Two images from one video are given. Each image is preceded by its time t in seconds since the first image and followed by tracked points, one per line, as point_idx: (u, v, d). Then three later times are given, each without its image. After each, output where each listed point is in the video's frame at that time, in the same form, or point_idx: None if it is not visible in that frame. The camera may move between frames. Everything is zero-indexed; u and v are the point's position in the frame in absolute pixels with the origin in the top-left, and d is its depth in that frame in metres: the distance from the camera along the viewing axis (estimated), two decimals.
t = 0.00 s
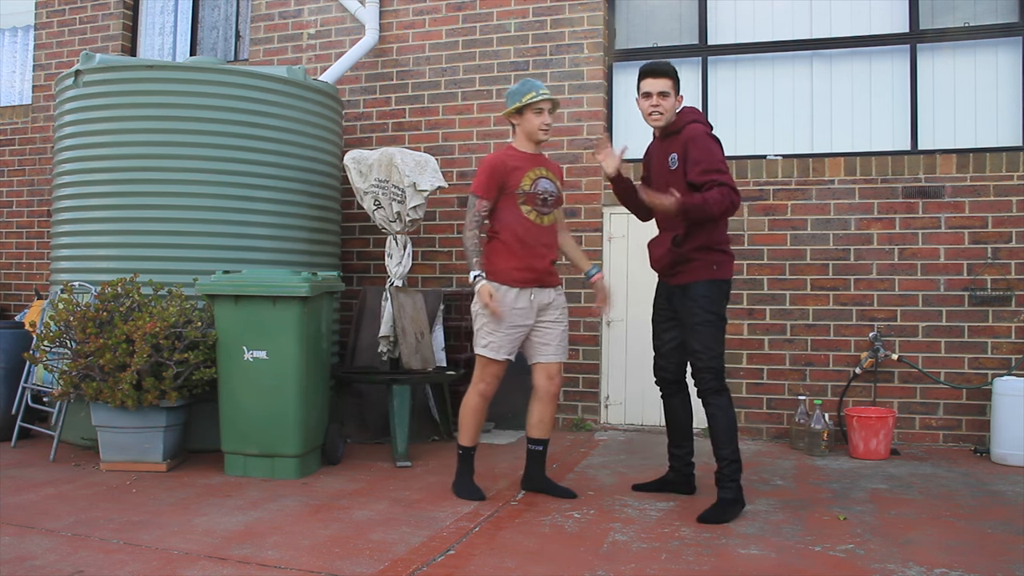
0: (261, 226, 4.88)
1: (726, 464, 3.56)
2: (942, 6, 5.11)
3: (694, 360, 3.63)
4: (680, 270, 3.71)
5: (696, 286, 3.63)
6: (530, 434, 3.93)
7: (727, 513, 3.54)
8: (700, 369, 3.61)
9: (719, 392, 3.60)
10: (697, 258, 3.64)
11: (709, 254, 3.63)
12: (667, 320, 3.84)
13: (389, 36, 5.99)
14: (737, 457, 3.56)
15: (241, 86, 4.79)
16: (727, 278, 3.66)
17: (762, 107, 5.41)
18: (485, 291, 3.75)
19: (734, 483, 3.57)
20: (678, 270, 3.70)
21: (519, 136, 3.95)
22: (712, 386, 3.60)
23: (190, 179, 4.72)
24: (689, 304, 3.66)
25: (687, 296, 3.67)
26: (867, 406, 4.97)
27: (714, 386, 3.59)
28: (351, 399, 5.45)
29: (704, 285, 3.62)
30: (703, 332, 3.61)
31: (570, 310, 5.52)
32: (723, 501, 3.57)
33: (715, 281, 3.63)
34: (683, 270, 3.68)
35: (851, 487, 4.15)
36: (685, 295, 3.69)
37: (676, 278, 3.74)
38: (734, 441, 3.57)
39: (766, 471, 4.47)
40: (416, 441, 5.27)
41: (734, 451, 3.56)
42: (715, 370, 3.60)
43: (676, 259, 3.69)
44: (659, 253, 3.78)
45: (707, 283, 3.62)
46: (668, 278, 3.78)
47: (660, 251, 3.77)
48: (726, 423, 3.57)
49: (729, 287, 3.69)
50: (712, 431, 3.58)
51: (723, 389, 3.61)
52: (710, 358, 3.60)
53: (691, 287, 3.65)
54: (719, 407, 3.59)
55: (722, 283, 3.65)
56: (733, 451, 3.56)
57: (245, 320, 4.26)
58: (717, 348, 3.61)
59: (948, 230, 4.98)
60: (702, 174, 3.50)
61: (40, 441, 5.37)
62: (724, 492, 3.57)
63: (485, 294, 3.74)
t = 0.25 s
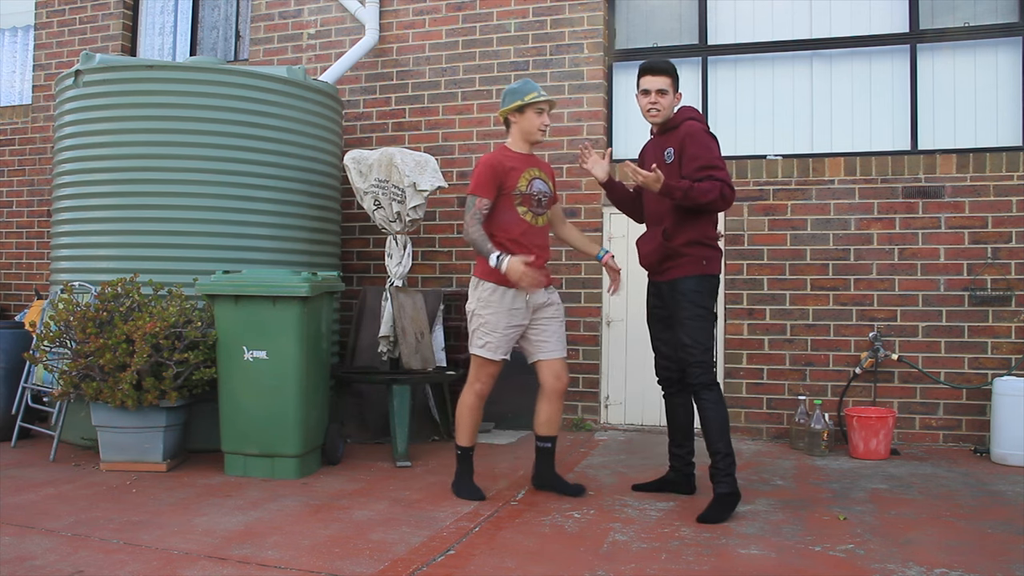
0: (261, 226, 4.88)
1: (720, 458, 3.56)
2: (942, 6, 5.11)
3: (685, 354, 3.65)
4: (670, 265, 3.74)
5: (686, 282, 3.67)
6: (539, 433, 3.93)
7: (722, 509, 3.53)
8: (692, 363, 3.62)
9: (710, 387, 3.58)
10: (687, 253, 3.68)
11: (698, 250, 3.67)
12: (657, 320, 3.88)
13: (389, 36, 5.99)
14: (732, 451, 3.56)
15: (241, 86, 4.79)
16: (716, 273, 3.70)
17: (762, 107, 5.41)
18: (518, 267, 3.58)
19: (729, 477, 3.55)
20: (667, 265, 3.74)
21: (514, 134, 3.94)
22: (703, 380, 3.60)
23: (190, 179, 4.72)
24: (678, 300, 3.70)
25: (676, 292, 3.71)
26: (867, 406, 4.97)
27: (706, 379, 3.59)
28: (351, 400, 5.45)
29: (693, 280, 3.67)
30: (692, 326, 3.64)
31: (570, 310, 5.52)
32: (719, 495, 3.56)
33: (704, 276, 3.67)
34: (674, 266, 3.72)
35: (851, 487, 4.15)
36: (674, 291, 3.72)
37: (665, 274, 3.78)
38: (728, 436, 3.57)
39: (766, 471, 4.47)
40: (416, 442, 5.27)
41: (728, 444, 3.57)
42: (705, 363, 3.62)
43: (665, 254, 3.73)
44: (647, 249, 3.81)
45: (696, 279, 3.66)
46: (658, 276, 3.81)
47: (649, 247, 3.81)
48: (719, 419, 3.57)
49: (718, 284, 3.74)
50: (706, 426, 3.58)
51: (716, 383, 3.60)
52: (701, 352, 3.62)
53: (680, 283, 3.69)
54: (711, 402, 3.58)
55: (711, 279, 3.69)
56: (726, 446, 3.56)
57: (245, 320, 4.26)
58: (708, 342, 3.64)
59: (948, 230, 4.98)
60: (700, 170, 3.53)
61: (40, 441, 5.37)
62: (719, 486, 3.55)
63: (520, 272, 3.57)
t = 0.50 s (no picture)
0: (261, 226, 4.88)
1: (715, 457, 3.57)
2: (942, 6, 5.11)
3: (677, 353, 3.66)
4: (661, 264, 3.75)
5: (678, 281, 3.68)
6: (539, 435, 3.93)
7: (719, 507, 3.55)
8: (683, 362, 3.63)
9: (703, 386, 3.60)
10: (680, 253, 3.68)
11: (690, 250, 3.68)
12: (652, 321, 3.88)
13: (389, 36, 5.99)
14: (725, 450, 3.58)
15: (241, 86, 4.79)
16: (709, 273, 3.70)
17: (762, 106, 5.41)
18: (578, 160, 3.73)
19: (724, 476, 3.57)
20: (660, 264, 3.75)
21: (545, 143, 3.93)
22: (694, 379, 3.61)
23: (190, 179, 4.72)
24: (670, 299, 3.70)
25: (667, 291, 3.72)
26: (867, 406, 4.97)
27: (697, 379, 3.60)
28: (351, 400, 5.45)
29: (685, 279, 3.67)
30: (684, 325, 3.65)
31: (570, 309, 5.52)
32: (716, 494, 3.57)
33: (696, 276, 3.68)
34: (666, 265, 3.72)
35: (851, 487, 4.15)
36: (666, 290, 3.73)
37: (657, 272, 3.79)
38: (722, 433, 3.59)
39: (766, 471, 4.47)
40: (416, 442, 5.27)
41: (722, 443, 3.58)
42: (697, 363, 3.62)
43: (658, 253, 3.74)
44: (641, 248, 3.82)
45: (687, 278, 3.67)
46: (650, 275, 3.82)
47: (643, 246, 3.82)
48: (711, 418, 3.58)
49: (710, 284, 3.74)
50: (699, 424, 3.59)
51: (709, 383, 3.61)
52: (693, 351, 3.62)
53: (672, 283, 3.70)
54: (703, 400, 3.59)
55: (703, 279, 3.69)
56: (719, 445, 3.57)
57: (245, 320, 4.26)
58: (699, 341, 3.64)
59: (948, 230, 4.98)
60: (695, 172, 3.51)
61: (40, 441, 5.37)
62: (715, 485, 3.57)
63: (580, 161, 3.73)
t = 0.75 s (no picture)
0: (262, 226, 4.88)
1: (704, 461, 3.63)
2: (942, 6, 5.11)
3: (675, 357, 3.67)
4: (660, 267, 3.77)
5: (677, 284, 3.68)
6: (540, 435, 3.93)
7: (704, 505, 3.60)
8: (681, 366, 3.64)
9: (699, 391, 3.63)
10: (680, 256, 3.69)
11: (690, 253, 3.68)
12: (651, 320, 3.88)
13: (389, 36, 5.99)
14: (715, 455, 3.62)
15: (241, 86, 4.79)
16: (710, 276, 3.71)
17: (762, 107, 5.41)
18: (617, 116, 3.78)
19: (712, 480, 3.63)
20: (661, 267, 3.75)
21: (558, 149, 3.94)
22: (692, 384, 3.63)
23: (190, 179, 4.72)
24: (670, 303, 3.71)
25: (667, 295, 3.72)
26: (867, 407, 4.97)
27: (694, 383, 3.63)
28: (351, 399, 5.44)
29: (686, 283, 3.67)
30: (683, 329, 3.66)
31: (570, 309, 5.51)
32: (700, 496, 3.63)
33: (697, 280, 3.68)
34: (666, 268, 3.73)
35: (851, 487, 4.15)
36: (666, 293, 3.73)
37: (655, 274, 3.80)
38: (712, 439, 3.62)
39: (767, 471, 4.47)
40: (416, 442, 5.27)
41: (713, 448, 3.62)
42: (694, 367, 3.64)
43: (659, 256, 3.74)
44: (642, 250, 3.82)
45: (688, 282, 3.67)
46: (650, 277, 3.82)
47: (643, 248, 3.82)
48: (705, 421, 3.61)
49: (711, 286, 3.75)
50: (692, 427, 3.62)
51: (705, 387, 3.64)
52: (691, 355, 3.64)
53: (673, 286, 3.70)
54: (699, 406, 3.61)
55: (703, 283, 3.70)
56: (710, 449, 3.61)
57: (245, 320, 4.26)
58: (698, 345, 3.66)
59: (948, 231, 4.98)
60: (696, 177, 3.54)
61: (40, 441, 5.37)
62: (702, 488, 3.64)
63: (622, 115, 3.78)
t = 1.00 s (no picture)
0: (262, 226, 4.89)
1: (701, 465, 3.63)
2: (942, 6, 5.11)
3: (669, 361, 3.68)
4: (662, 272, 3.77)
5: (674, 288, 3.68)
6: (543, 435, 3.93)
7: (704, 507, 3.60)
8: (674, 370, 3.65)
9: (692, 395, 3.64)
10: (679, 261, 3.68)
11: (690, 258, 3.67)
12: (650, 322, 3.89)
13: (389, 36, 5.99)
14: (712, 458, 3.62)
15: (241, 86, 4.78)
16: (709, 279, 3.69)
17: (762, 106, 5.41)
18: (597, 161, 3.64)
19: (711, 483, 3.63)
20: (661, 271, 3.75)
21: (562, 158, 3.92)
22: (684, 389, 3.64)
23: (190, 179, 4.72)
24: (667, 306, 3.71)
25: (664, 298, 3.73)
26: (867, 406, 4.97)
27: (686, 388, 3.64)
28: (351, 399, 5.44)
29: (684, 287, 3.67)
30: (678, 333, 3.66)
31: (570, 309, 5.52)
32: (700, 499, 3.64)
33: (695, 284, 3.67)
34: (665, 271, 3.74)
35: (851, 487, 4.15)
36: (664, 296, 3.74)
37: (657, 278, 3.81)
38: (708, 441, 3.62)
39: (767, 471, 4.47)
40: (416, 441, 5.28)
41: (709, 451, 3.62)
42: (687, 372, 3.65)
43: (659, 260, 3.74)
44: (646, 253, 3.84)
45: (685, 285, 3.67)
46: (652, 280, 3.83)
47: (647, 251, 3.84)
48: (699, 425, 3.62)
49: (711, 289, 3.74)
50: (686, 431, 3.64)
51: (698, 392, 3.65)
52: (684, 359, 3.64)
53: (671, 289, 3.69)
54: (693, 410, 3.62)
55: (702, 286, 3.69)
56: (706, 452, 3.61)
57: (245, 320, 4.26)
58: (693, 350, 3.66)
59: (948, 231, 4.98)
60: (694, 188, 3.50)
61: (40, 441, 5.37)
62: (700, 490, 3.64)
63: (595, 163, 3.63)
